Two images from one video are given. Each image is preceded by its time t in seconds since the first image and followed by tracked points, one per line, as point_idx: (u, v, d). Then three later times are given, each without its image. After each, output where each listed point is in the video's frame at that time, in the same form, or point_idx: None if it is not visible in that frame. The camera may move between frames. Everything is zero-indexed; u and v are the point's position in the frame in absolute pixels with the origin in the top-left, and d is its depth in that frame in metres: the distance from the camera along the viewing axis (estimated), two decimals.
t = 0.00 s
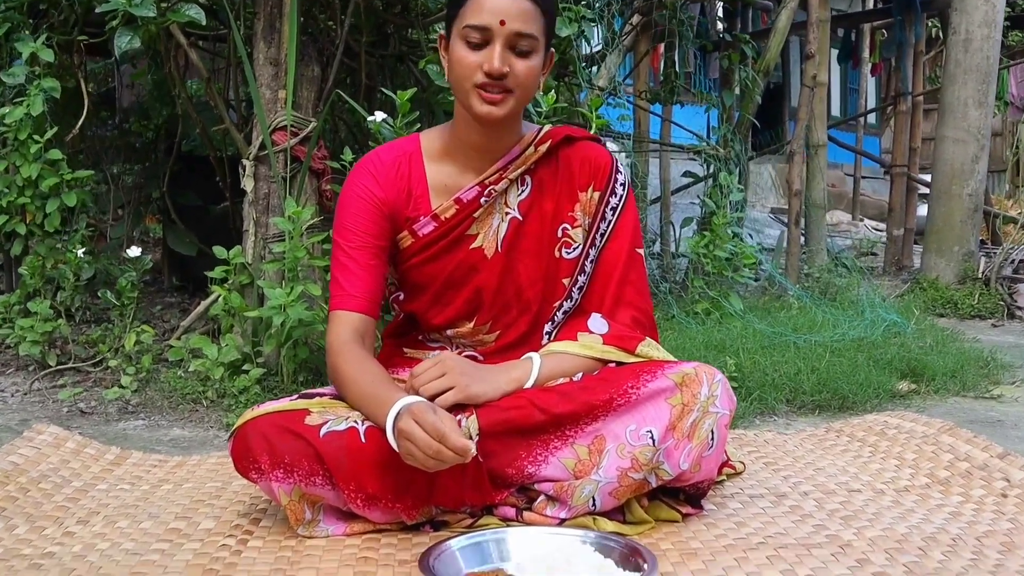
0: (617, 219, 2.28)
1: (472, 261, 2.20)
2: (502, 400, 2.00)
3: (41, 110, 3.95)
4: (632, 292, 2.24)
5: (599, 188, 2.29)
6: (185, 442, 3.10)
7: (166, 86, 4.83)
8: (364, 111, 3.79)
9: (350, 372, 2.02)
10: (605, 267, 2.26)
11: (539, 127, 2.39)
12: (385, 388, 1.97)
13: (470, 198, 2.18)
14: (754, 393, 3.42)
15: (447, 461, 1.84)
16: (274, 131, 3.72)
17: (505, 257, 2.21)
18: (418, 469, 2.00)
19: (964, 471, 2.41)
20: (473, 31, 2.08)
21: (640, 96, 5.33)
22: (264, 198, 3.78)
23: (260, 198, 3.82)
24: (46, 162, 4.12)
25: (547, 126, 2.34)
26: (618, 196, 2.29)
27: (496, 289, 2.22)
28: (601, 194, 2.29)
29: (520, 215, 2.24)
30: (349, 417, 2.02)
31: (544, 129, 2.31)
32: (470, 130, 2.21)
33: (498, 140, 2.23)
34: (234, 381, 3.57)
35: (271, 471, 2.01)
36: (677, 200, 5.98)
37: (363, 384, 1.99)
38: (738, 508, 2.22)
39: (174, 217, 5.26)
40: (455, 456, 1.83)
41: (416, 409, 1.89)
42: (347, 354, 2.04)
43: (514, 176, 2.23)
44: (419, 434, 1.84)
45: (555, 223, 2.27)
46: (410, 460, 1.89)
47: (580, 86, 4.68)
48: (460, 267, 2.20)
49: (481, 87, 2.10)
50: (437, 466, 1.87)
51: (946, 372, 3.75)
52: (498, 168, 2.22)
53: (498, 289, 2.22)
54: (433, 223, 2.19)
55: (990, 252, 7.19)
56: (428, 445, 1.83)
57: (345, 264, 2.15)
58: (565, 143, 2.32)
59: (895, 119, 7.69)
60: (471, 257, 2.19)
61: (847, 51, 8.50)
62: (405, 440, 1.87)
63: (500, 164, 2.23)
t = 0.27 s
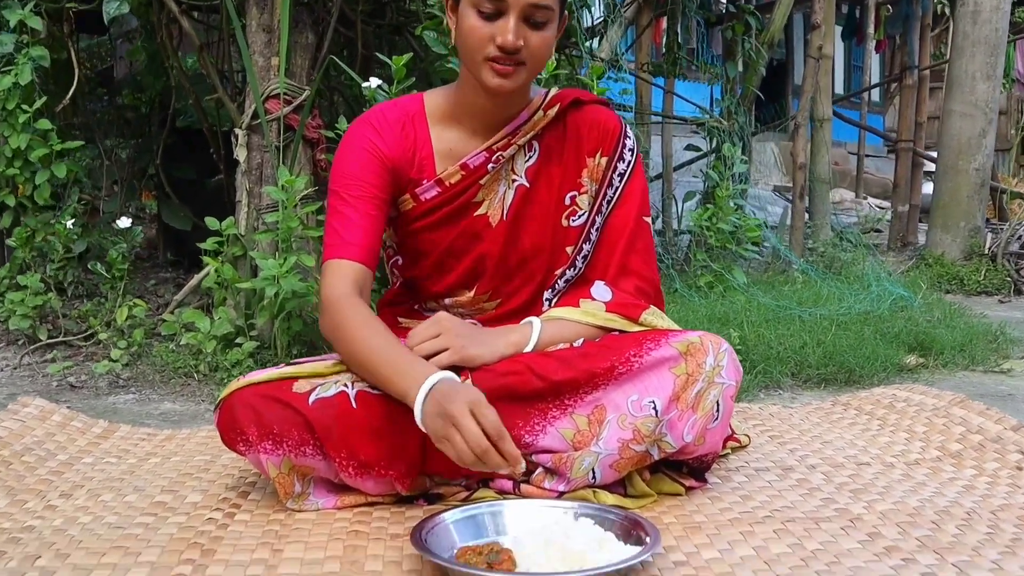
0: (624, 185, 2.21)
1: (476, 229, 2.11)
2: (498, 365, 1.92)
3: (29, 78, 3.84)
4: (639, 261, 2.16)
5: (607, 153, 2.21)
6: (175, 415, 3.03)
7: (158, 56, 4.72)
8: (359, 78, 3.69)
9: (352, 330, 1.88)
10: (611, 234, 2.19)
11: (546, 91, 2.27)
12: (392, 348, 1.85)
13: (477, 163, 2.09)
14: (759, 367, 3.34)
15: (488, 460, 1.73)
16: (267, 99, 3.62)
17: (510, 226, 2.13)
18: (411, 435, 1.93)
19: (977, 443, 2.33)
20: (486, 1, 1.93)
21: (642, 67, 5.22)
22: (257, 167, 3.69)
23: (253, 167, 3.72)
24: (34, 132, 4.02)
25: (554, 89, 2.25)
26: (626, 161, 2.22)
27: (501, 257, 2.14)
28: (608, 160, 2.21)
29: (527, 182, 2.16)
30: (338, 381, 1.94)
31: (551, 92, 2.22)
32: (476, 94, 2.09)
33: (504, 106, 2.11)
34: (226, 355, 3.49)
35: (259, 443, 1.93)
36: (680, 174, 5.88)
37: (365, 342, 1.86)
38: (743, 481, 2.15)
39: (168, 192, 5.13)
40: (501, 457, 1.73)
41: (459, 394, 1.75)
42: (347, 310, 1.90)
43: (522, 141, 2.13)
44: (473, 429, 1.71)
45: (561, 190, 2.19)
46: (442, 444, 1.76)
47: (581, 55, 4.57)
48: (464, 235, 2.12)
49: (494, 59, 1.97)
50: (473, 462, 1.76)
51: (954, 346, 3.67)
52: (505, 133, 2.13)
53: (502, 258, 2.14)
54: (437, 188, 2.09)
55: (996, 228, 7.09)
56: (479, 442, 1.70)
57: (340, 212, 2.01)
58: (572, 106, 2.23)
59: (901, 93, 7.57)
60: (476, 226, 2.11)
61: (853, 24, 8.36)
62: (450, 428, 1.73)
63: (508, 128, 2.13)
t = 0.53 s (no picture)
0: (634, 144, 2.10)
1: (484, 195, 2.00)
2: (495, 331, 1.83)
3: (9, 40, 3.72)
4: (645, 222, 2.08)
5: (617, 110, 2.09)
6: (161, 385, 2.94)
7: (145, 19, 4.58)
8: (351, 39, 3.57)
9: (375, 301, 1.67)
10: (621, 195, 2.10)
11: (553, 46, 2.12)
12: (422, 322, 1.64)
13: (487, 128, 1.96)
14: (762, 336, 3.25)
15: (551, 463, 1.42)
16: (256, 61, 3.49)
17: (520, 193, 2.02)
18: (401, 403, 1.82)
19: (991, 412, 2.24)
20: None
21: (644, 32, 5.08)
22: (246, 132, 3.57)
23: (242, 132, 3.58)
24: (16, 96, 3.90)
25: (560, 43, 2.12)
26: (637, 118, 2.10)
27: (512, 225, 2.04)
28: (618, 117, 2.09)
29: (537, 145, 2.04)
30: (323, 347, 1.84)
31: (559, 47, 2.09)
32: (481, 53, 1.92)
33: (511, 66, 1.94)
34: (215, 325, 3.40)
35: (241, 415, 1.83)
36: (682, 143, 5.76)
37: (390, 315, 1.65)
38: (748, 451, 2.05)
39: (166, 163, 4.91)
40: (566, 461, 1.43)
41: (511, 385, 1.48)
42: (367, 278, 1.69)
43: (532, 102, 2.01)
44: (537, 426, 1.41)
45: (570, 151, 2.07)
46: (496, 443, 1.46)
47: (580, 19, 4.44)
48: (473, 203, 2.01)
49: (501, 20, 1.82)
50: (533, 465, 1.43)
51: (963, 315, 3.57)
52: (517, 93, 2.00)
53: (509, 224, 2.03)
54: (445, 154, 1.96)
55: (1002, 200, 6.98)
56: (543, 439, 1.41)
57: (349, 173, 1.82)
58: (581, 61, 2.10)
59: (906, 63, 7.43)
60: (486, 193, 2.00)
61: None
62: (510, 424, 1.44)
63: (519, 88, 2.00)
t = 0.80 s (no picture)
0: (642, 87, 1.92)
1: (482, 149, 1.80)
2: (482, 286, 1.68)
3: None
4: (654, 174, 1.92)
5: (626, 50, 1.90)
6: (133, 345, 2.79)
7: None
8: None
9: (384, 272, 1.43)
10: (627, 143, 1.92)
11: None
12: (441, 295, 1.38)
13: (489, 76, 1.75)
14: (764, 293, 3.11)
15: (600, 466, 1.20)
16: (233, 5, 3.29)
17: (522, 144, 1.84)
18: (378, 362, 1.68)
19: (1010, 371, 2.11)
20: None
21: None
22: (224, 80, 3.37)
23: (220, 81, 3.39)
24: None
25: None
26: (646, 59, 1.92)
27: (512, 181, 1.86)
28: (627, 57, 1.90)
29: (541, 92, 1.84)
30: (293, 305, 1.69)
31: None
32: None
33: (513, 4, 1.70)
34: (192, 283, 3.25)
35: (205, 381, 1.68)
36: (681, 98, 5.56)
37: (402, 286, 1.40)
38: (753, 412, 1.92)
39: (138, 117, 4.48)
40: (615, 465, 1.21)
41: (557, 375, 1.25)
42: (375, 247, 1.45)
43: (537, 46, 1.79)
44: (592, 420, 1.18)
45: (575, 97, 1.88)
46: (539, 436, 1.21)
47: None
48: (472, 160, 1.82)
49: None
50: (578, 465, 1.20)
51: (973, 273, 3.43)
52: (518, 35, 1.77)
53: (507, 177, 1.85)
54: (443, 105, 1.74)
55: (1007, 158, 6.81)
56: (596, 435, 1.17)
57: (344, 129, 1.57)
58: None
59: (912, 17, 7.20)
60: (485, 148, 1.80)
61: None
62: (560, 416, 1.19)
63: (520, 31, 1.77)
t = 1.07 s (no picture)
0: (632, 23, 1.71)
1: (455, 90, 1.62)
2: (451, 235, 1.53)
3: None
4: (643, 119, 1.73)
5: None
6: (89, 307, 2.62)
7: None
8: None
9: (346, 230, 1.26)
10: (615, 85, 1.73)
11: None
12: (410, 252, 1.22)
13: (462, 10, 1.53)
14: (757, 253, 2.98)
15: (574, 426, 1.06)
16: None
17: (499, 84, 1.64)
18: (338, 319, 1.53)
19: (1019, 330, 1.99)
20: None
21: None
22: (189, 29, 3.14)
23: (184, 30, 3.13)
24: None
25: None
26: None
27: (485, 126, 1.68)
28: None
29: (522, 28, 1.63)
30: (244, 257, 1.54)
31: None
32: None
33: None
34: (155, 242, 3.08)
35: (147, 340, 1.53)
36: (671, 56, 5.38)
37: (367, 243, 1.23)
38: (747, 374, 1.78)
39: (108, 75, 4.18)
40: (589, 423, 1.07)
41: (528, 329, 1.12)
42: (335, 201, 1.29)
43: None
44: (566, 374, 1.04)
45: (559, 33, 1.66)
46: (506, 395, 1.06)
47: None
48: (445, 100, 1.64)
49: None
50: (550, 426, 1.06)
51: (973, 233, 3.31)
52: None
53: (483, 120, 1.67)
54: (412, 42, 1.55)
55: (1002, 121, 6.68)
56: (568, 390, 1.04)
57: (303, 66, 1.40)
58: None
59: None
60: (458, 89, 1.62)
61: None
62: (529, 370, 1.05)
63: None
